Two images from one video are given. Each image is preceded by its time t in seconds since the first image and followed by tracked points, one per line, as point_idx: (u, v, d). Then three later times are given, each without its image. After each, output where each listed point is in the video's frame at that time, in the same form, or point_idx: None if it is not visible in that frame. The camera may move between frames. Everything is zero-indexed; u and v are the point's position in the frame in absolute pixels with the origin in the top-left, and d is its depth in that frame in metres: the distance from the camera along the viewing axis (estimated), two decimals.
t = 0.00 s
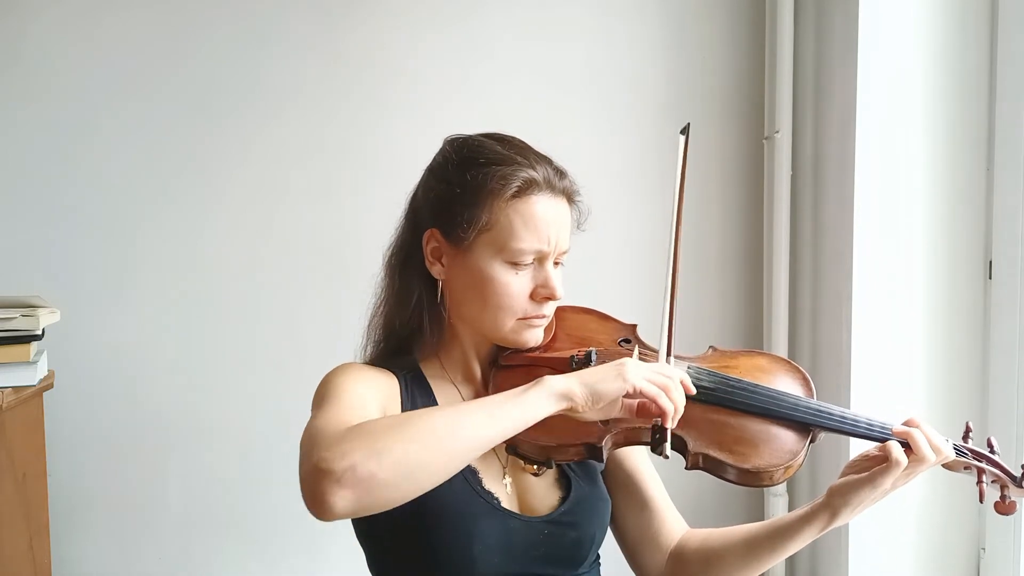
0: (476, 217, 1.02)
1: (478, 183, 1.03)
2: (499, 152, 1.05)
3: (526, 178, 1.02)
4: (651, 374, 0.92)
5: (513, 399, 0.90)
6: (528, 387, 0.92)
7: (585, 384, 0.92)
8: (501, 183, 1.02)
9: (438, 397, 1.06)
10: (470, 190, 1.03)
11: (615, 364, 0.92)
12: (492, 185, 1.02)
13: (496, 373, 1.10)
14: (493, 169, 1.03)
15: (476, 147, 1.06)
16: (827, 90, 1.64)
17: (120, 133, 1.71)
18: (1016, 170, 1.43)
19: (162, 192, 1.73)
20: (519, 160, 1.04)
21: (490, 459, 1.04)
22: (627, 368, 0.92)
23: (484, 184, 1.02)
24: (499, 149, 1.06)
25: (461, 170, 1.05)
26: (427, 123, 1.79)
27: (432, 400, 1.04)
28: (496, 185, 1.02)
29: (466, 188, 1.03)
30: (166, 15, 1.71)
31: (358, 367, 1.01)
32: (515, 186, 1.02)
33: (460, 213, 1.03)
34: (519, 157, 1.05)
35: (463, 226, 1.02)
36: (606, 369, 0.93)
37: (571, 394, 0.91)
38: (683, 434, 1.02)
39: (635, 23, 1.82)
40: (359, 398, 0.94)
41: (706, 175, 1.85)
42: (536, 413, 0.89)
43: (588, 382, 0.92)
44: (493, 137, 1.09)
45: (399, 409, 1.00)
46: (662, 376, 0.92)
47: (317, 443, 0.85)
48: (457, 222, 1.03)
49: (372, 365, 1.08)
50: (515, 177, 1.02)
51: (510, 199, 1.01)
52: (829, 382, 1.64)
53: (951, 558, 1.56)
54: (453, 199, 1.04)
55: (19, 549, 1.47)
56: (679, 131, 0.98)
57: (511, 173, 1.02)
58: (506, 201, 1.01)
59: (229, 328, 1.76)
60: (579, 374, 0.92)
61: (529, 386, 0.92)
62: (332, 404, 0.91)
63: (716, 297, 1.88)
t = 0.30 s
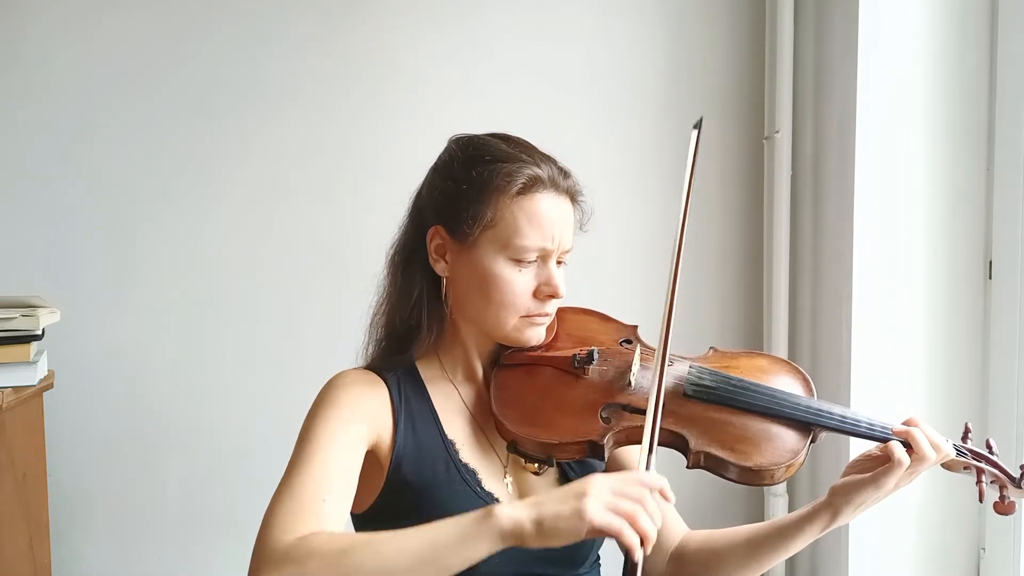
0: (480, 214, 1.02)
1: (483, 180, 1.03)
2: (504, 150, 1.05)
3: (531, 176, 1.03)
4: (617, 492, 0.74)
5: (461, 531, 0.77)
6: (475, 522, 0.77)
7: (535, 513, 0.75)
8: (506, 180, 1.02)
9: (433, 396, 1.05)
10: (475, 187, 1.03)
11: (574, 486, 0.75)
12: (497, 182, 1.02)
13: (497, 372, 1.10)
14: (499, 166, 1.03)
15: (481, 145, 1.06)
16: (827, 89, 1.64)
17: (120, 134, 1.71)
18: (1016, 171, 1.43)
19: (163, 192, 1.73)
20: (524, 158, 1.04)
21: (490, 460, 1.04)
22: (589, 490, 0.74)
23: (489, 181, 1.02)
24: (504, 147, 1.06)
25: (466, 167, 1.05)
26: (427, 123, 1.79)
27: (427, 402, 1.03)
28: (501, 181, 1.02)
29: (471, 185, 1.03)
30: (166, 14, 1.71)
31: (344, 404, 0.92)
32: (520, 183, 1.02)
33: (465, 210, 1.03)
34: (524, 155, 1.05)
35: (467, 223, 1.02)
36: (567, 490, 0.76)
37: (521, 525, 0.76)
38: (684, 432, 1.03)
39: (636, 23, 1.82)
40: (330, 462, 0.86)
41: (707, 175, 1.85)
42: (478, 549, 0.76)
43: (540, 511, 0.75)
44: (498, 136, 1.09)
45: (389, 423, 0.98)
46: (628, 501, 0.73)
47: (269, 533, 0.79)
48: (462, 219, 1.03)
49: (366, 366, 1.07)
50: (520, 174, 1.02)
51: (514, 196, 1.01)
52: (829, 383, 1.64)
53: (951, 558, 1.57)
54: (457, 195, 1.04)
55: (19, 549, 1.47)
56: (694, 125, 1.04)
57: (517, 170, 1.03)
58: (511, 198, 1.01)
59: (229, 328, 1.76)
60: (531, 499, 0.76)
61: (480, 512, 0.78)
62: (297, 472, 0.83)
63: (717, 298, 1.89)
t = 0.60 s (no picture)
0: (478, 215, 1.02)
1: (481, 181, 1.02)
2: (502, 151, 1.05)
3: (529, 176, 1.02)
4: None
5: None
6: None
7: None
8: (503, 181, 1.02)
9: (429, 397, 1.04)
10: (473, 188, 1.03)
11: None
12: (495, 183, 1.02)
13: (496, 372, 1.10)
14: (497, 166, 1.03)
15: (479, 146, 1.06)
16: (827, 89, 1.64)
17: (120, 134, 1.71)
18: (1016, 170, 1.43)
19: (162, 193, 1.73)
20: (522, 158, 1.04)
21: (489, 462, 1.04)
22: None
23: (487, 182, 1.02)
24: (501, 147, 1.06)
25: (464, 167, 1.05)
26: (427, 123, 1.79)
27: (423, 405, 1.02)
28: (499, 182, 1.02)
29: (469, 186, 1.03)
30: (166, 15, 1.71)
31: (343, 428, 0.94)
32: (518, 183, 1.02)
33: (463, 211, 1.03)
34: (522, 155, 1.05)
35: (466, 224, 1.02)
36: None
37: None
38: (684, 433, 1.03)
39: (636, 23, 1.82)
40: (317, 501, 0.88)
41: (707, 175, 1.85)
42: None
43: None
44: (496, 136, 1.08)
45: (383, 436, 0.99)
46: None
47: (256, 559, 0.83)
48: (460, 220, 1.03)
49: (364, 369, 1.06)
50: (518, 174, 1.02)
51: (512, 197, 1.01)
52: (829, 383, 1.64)
53: (951, 558, 1.56)
54: (455, 196, 1.04)
55: (19, 549, 1.47)
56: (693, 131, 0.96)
57: (514, 170, 1.02)
58: (509, 199, 1.01)
59: (229, 328, 1.76)
60: None
61: None
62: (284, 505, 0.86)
63: (717, 298, 1.89)
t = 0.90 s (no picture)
0: (478, 215, 1.02)
1: (481, 181, 1.02)
2: (502, 150, 1.05)
3: (529, 176, 1.02)
4: None
5: None
6: None
7: None
8: (504, 180, 1.02)
9: (428, 398, 1.04)
10: (473, 187, 1.03)
11: None
12: (495, 182, 1.02)
13: (496, 372, 1.10)
14: (497, 166, 1.03)
15: (479, 145, 1.06)
16: (827, 90, 1.64)
17: (120, 134, 1.71)
18: (1016, 170, 1.43)
19: (162, 193, 1.73)
20: (521, 158, 1.04)
21: (490, 461, 1.04)
22: None
23: (487, 182, 1.02)
24: (501, 147, 1.05)
25: (464, 167, 1.05)
26: (427, 123, 1.79)
27: (424, 406, 1.02)
28: (499, 182, 1.02)
29: (469, 186, 1.03)
30: (166, 14, 1.71)
31: (346, 426, 0.95)
32: (518, 183, 1.02)
33: (463, 211, 1.03)
34: (522, 155, 1.05)
35: (466, 224, 1.02)
36: None
37: None
38: (685, 431, 1.03)
39: (636, 23, 1.82)
40: (323, 511, 0.91)
41: (706, 174, 1.85)
42: None
43: None
44: (496, 136, 1.08)
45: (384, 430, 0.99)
46: None
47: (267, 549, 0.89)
48: (460, 219, 1.03)
49: (363, 368, 1.06)
50: (518, 174, 1.02)
51: (512, 197, 1.01)
52: (829, 383, 1.64)
53: (951, 558, 1.56)
54: (455, 196, 1.04)
55: (20, 549, 1.47)
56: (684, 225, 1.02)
57: (515, 170, 1.02)
58: (509, 199, 1.01)
59: (229, 328, 1.76)
60: None
61: None
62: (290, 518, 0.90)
63: (717, 298, 1.89)
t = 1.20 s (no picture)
0: (477, 215, 1.02)
1: (479, 181, 1.02)
2: (500, 150, 1.05)
3: (527, 176, 1.02)
4: None
5: None
6: None
7: None
8: (502, 181, 1.02)
9: (428, 398, 1.04)
10: (471, 187, 1.02)
11: None
12: (493, 183, 1.02)
13: (495, 372, 1.09)
14: (495, 166, 1.03)
15: (476, 146, 1.06)
16: (827, 89, 1.64)
17: (121, 133, 1.72)
18: (1016, 169, 1.43)
19: (162, 193, 1.73)
20: (519, 157, 1.04)
21: (490, 461, 1.04)
22: None
23: (485, 182, 1.02)
24: (499, 147, 1.05)
25: (462, 167, 1.04)
26: (426, 123, 1.79)
27: (424, 407, 1.02)
28: (497, 182, 1.02)
29: (468, 186, 1.03)
30: (166, 15, 1.71)
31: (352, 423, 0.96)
32: (517, 183, 1.02)
33: (461, 210, 1.03)
34: (520, 155, 1.05)
35: (464, 224, 1.02)
36: None
37: None
38: (685, 430, 1.02)
39: (636, 23, 1.82)
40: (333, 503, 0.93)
41: (706, 175, 1.85)
42: None
43: None
44: (494, 135, 1.08)
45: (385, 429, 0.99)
46: None
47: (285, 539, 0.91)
48: (458, 219, 1.03)
49: (362, 369, 1.06)
50: (516, 174, 1.02)
51: (510, 197, 1.01)
52: (829, 382, 1.64)
53: (952, 558, 1.56)
54: (453, 196, 1.04)
55: (19, 550, 1.47)
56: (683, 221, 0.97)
57: (512, 170, 1.02)
58: (507, 199, 1.01)
59: (229, 327, 1.76)
60: None
61: None
62: (295, 523, 0.91)
63: (717, 298, 1.88)
